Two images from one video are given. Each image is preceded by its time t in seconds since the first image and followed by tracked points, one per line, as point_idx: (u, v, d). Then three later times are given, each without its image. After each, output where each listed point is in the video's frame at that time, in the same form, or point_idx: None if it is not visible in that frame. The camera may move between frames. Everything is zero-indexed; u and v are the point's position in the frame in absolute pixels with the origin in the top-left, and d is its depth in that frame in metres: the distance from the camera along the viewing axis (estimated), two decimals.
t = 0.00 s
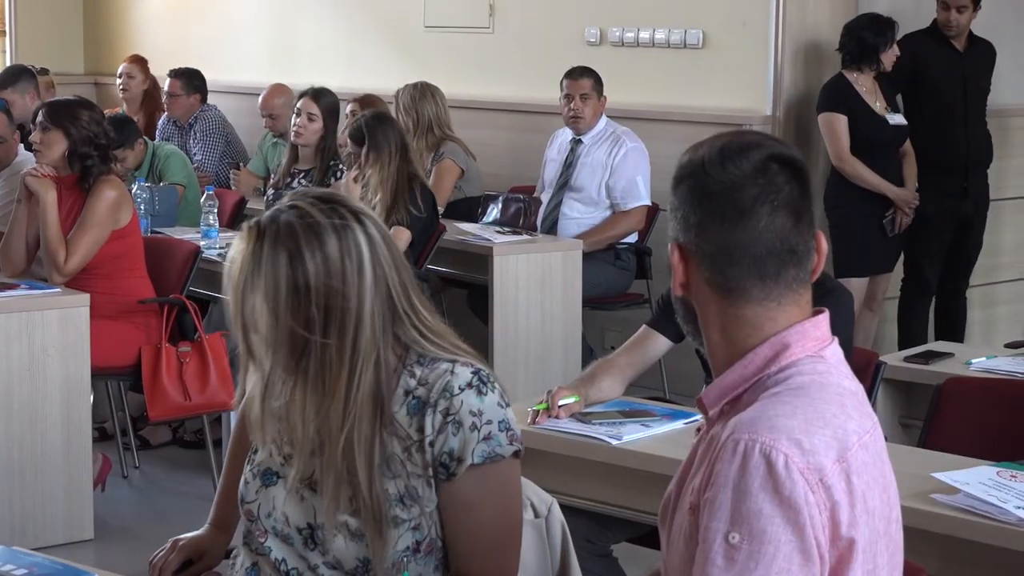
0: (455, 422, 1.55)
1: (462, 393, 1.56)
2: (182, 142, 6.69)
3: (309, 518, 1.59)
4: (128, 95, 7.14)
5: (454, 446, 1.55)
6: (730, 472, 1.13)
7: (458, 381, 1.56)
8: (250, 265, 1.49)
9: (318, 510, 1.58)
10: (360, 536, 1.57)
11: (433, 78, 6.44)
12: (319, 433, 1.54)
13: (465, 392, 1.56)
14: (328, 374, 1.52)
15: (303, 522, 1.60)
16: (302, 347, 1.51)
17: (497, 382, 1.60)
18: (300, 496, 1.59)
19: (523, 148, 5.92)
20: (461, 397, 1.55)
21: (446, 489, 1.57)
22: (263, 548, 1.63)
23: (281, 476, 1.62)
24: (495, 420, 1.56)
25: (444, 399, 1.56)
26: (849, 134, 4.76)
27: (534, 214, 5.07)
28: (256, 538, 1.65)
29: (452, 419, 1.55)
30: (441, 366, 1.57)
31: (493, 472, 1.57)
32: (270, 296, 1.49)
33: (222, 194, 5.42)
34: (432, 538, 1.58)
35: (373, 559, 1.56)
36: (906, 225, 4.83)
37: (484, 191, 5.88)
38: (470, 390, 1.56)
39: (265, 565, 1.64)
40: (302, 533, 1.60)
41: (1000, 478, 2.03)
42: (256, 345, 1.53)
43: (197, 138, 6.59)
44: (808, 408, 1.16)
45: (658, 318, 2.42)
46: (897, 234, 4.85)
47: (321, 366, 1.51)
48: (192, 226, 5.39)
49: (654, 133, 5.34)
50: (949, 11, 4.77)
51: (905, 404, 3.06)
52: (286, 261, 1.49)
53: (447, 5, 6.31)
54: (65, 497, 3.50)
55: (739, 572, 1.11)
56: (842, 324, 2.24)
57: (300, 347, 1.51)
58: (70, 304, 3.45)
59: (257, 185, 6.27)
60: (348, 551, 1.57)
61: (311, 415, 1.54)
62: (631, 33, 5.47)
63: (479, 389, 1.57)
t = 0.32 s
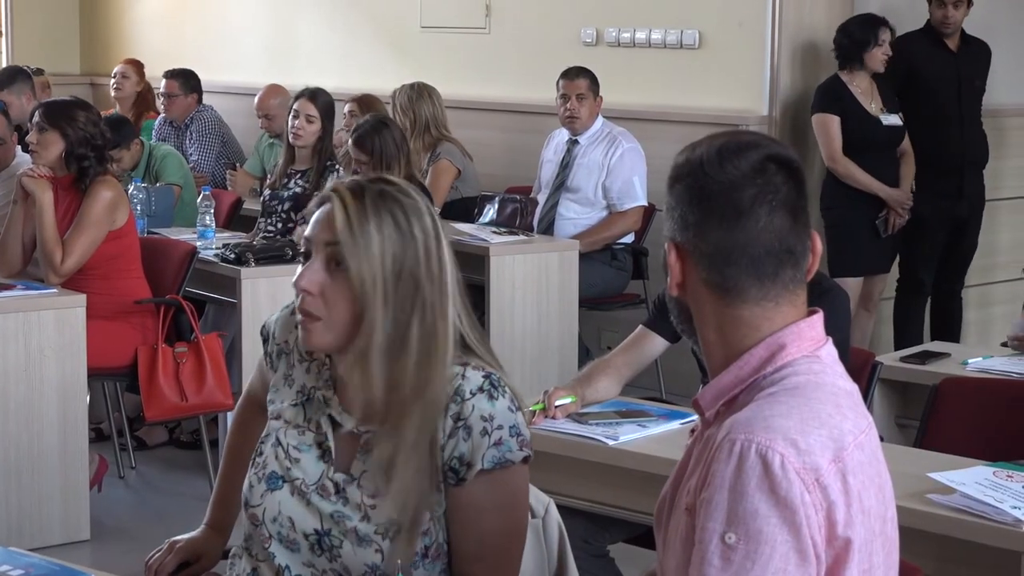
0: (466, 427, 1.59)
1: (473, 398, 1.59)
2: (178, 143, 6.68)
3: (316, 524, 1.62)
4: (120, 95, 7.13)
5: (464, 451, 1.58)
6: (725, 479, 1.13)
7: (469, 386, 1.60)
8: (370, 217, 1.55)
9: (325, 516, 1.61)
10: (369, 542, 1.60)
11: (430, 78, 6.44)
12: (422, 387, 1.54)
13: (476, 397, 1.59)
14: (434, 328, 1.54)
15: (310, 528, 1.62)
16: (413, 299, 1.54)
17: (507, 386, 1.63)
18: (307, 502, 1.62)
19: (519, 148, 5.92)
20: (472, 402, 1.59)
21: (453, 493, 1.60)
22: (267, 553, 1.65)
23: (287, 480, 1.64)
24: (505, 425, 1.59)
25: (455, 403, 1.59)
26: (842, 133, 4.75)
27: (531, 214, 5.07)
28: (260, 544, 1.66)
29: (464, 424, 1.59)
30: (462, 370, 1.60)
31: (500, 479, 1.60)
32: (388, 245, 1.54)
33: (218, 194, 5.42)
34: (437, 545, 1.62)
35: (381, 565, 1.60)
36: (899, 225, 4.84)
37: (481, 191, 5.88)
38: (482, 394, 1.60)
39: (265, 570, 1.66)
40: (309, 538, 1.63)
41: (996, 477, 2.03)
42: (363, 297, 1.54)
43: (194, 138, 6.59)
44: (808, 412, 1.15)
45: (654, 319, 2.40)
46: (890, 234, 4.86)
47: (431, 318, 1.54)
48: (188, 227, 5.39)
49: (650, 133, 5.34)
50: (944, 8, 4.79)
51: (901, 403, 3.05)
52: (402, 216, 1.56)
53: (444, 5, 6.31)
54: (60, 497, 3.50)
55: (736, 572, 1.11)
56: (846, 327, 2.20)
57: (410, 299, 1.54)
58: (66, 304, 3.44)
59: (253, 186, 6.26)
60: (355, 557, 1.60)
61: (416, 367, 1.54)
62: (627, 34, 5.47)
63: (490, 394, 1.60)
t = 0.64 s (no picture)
0: (490, 433, 1.60)
1: (496, 403, 1.61)
2: (188, 143, 6.70)
3: (336, 535, 1.62)
4: (125, 95, 7.14)
5: (488, 456, 1.60)
6: (734, 482, 1.13)
7: (492, 391, 1.61)
8: (405, 214, 1.62)
9: (345, 527, 1.61)
10: (391, 552, 1.61)
11: (438, 78, 6.44)
12: (467, 376, 1.61)
13: (499, 401, 1.61)
14: (471, 320, 1.63)
15: (329, 539, 1.62)
16: (451, 292, 1.63)
17: (529, 390, 1.65)
18: (326, 513, 1.63)
19: (528, 148, 5.92)
20: (496, 406, 1.60)
21: (476, 498, 1.61)
22: (283, 563, 1.65)
23: (304, 491, 1.65)
24: (529, 429, 1.60)
25: (479, 409, 1.60)
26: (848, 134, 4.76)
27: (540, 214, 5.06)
28: (277, 554, 1.66)
29: (489, 429, 1.60)
30: (487, 373, 1.62)
31: (524, 484, 1.61)
32: (427, 241, 1.62)
33: (229, 195, 5.43)
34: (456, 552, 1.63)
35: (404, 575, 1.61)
36: (904, 226, 4.81)
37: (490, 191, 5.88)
38: (507, 397, 1.61)
39: None
40: (328, 550, 1.63)
41: (1006, 478, 2.02)
42: (408, 291, 1.61)
43: (203, 138, 6.60)
44: (821, 413, 1.15)
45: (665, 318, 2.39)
46: (894, 235, 4.85)
47: (469, 310, 1.63)
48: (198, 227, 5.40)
49: (658, 133, 5.35)
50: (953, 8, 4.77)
51: (911, 403, 3.05)
52: (435, 212, 1.63)
53: (453, 7, 6.31)
54: (70, 496, 3.51)
55: (746, 573, 1.11)
56: (856, 328, 2.20)
57: (449, 292, 1.63)
58: (75, 305, 3.45)
59: (263, 186, 6.26)
60: (378, 567, 1.61)
61: (460, 358, 1.61)
62: (637, 34, 5.47)
63: (512, 398, 1.61)
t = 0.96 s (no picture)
0: (507, 424, 1.66)
1: (512, 394, 1.67)
2: (201, 147, 6.75)
3: (352, 538, 1.66)
4: (137, 100, 7.19)
5: (506, 447, 1.66)
6: (733, 484, 1.17)
7: (507, 384, 1.68)
8: (417, 225, 1.67)
9: (361, 528, 1.66)
10: (410, 548, 1.65)
11: (445, 82, 6.49)
12: (481, 377, 1.67)
13: (515, 393, 1.67)
14: (482, 324, 1.68)
15: (346, 542, 1.67)
16: (463, 298, 1.68)
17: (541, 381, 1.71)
18: (340, 517, 1.67)
19: (535, 150, 5.96)
20: (511, 399, 1.67)
21: (493, 489, 1.68)
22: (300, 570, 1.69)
23: (316, 498, 1.69)
24: (544, 418, 1.67)
25: (496, 402, 1.67)
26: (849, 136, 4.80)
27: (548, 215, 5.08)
28: (292, 562, 1.70)
29: (506, 421, 1.66)
30: (500, 368, 1.69)
31: (538, 475, 1.67)
32: (438, 251, 1.67)
33: (242, 197, 5.49)
34: (470, 545, 1.69)
35: (423, 569, 1.66)
36: (903, 227, 4.85)
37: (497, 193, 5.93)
38: (521, 390, 1.68)
39: None
40: (345, 553, 1.67)
41: (1004, 474, 2.06)
42: (423, 302, 1.66)
43: (217, 141, 6.66)
44: (820, 411, 1.19)
45: (667, 318, 2.43)
46: (892, 236, 4.88)
47: (482, 315, 1.69)
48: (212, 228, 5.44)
49: (665, 136, 5.39)
50: (945, 13, 4.84)
51: (910, 401, 3.09)
52: (445, 222, 1.69)
53: (461, 13, 6.35)
54: (87, 492, 3.56)
55: (748, 566, 1.15)
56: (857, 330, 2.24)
57: (461, 299, 1.68)
58: (92, 305, 3.49)
59: (275, 189, 6.30)
60: (396, 564, 1.66)
61: (474, 360, 1.67)
62: (642, 39, 5.50)
63: (528, 388, 1.68)
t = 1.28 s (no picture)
0: (509, 406, 1.82)
1: (513, 377, 1.84)
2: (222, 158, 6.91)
3: (363, 523, 1.80)
4: (164, 113, 7.37)
5: (508, 427, 1.81)
6: (720, 470, 1.30)
7: (508, 368, 1.84)
8: (428, 228, 1.82)
9: (372, 514, 1.80)
10: (418, 527, 1.79)
11: (450, 94, 6.66)
12: (485, 366, 1.82)
13: (515, 376, 1.83)
14: (486, 320, 1.84)
15: (358, 528, 1.81)
16: (470, 296, 1.83)
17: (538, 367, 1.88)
18: (350, 506, 1.81)
19: (531, 158, 6.11)
20: (512, 381, 1.83)
21: (496, 467, 1.83)
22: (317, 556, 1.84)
23: (326, 492, 1.82)
24: (542, 400, 1.82)
25: (498, 386, 1.83)
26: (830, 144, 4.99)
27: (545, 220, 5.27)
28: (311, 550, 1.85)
29: (508, 403, 1.82)
30: (501, 354, 1.85)
31: (537, 450, 1.82)
32: (448, 251, 1.82)
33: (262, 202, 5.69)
34: (474, 525, 1.83)
35: (431, 546, 1.80)
36: (880, 230, 5.01)
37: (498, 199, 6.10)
38: (520, 374, 1.84)
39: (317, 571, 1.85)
40: (358, 537, 1.81)
41: (971, 460, 2.21)
42: (434, 299, 1.81)
43: (238, 151, 6.83)
44: (796, 402, 1.33)
45: (659, 315, 2.56)
46: (869, 239, 5.05)
47: (486, 311, 1.84)
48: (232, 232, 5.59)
49: (658, 146, 5.53)
50: (919, 30, 5.01)
51: (883, 392, 3.20)
52: (453, 225, 1.84)
53: (466, 30, 6.52)
54: (117, 474, 3.75)
55: (734, 546, 1.27)
56: (835, 325, 2.39)
57: (468, 296, 1.83)
58: (121, 303, 3.67)
59: (292, 195, 6.46)
60: (406, 544, 1.80)
61: (477, 353, 1.82)
62: (633, 54, 5.65)
63: (526, 372, 1.84)
